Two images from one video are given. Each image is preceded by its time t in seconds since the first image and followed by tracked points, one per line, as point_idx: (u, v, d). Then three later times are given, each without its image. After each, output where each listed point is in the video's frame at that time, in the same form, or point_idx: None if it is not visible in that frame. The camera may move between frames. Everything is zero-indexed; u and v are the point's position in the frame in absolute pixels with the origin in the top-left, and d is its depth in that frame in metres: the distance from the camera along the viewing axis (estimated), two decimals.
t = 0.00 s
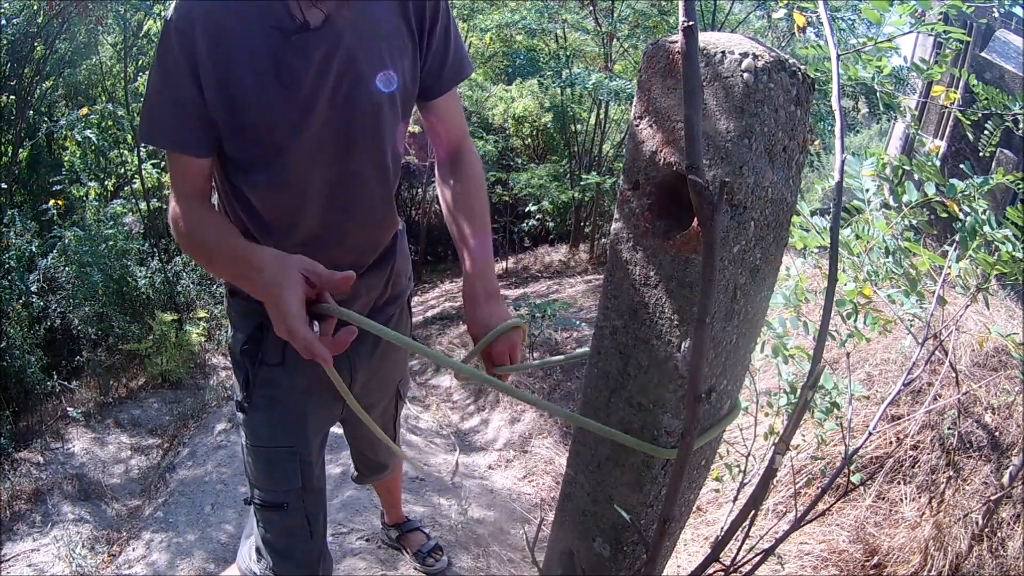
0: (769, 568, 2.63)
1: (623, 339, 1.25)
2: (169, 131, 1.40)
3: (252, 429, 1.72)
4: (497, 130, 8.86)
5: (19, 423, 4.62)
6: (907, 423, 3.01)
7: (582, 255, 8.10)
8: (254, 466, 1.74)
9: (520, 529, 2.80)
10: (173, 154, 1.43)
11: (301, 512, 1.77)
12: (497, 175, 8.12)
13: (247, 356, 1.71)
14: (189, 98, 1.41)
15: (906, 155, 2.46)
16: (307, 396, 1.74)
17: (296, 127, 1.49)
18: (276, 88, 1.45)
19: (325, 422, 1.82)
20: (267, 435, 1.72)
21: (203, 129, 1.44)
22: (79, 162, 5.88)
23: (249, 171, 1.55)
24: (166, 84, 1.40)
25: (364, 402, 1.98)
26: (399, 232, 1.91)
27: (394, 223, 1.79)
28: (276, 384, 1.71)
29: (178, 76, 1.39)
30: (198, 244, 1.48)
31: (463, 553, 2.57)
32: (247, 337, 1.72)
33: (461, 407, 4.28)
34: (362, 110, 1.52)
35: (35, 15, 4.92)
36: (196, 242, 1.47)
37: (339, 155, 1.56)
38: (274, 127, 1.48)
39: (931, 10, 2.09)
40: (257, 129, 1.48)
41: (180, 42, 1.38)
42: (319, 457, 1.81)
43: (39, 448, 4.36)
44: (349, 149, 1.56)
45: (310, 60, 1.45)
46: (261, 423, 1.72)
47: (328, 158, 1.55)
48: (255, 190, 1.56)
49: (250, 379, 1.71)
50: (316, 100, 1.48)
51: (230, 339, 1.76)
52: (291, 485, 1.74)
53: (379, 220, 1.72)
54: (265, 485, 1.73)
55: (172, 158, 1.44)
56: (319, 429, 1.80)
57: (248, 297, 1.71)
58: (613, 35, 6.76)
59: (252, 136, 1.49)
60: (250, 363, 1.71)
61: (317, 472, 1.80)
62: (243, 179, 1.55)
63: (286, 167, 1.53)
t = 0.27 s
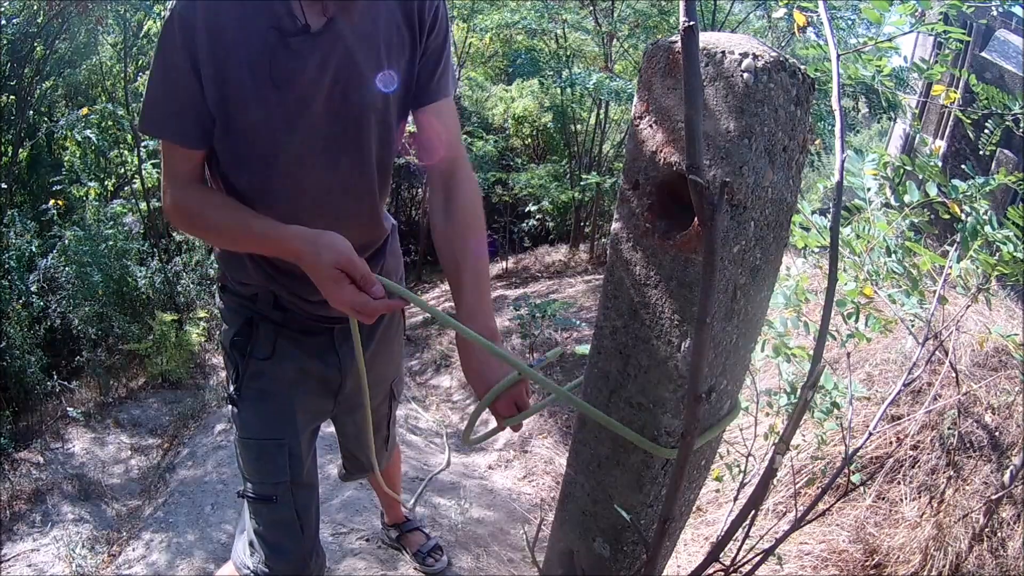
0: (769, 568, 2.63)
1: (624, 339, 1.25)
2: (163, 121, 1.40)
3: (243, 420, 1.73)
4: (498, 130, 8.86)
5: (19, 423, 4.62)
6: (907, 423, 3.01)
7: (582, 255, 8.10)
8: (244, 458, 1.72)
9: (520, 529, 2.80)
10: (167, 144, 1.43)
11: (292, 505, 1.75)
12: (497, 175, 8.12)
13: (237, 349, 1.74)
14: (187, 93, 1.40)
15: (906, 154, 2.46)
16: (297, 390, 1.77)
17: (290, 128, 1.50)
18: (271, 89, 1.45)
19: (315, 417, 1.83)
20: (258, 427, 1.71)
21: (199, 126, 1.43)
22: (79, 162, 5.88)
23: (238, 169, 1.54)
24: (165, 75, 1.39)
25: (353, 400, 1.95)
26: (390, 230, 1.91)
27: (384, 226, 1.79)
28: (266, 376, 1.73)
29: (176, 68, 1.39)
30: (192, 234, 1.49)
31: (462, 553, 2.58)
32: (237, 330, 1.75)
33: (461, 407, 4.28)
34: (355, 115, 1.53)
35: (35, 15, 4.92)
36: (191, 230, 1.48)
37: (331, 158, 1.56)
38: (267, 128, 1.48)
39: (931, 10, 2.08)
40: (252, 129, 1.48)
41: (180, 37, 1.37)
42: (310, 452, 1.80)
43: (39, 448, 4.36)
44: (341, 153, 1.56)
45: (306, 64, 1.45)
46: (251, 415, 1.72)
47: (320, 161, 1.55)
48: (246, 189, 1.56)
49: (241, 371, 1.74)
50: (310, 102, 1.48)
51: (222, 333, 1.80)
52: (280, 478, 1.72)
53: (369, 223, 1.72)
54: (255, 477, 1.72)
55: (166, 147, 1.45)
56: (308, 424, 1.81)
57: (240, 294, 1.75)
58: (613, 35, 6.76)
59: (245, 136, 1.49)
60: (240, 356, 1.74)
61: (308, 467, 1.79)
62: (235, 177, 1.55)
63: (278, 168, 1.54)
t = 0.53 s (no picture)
0: (769, 568, 2.63)
1: (623, 339, 1.25)
2: (165, 135, 1.35)
3: (248, 419, 1.73)
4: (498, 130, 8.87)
5: (19, 423, 4.62)
6: (907, 423, 3.02)
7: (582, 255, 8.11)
8: (250, 456, 1.73)
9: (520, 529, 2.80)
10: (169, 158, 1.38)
11: (297, 503, 1.76)
12: (497, 175, 8.13)
13: (242, 348, 1.72)
14: (187, 102, 1.34)
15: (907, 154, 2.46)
16: (303, 385, 1.76)
17: (292, 136, 1.46)
18: (273, 98, 1.41)
19: (319, 414, 1.82)
20: (263, 425, 1.71)
21: (199, 134, 1.38)
22: (79, 162, 5.87)
23: (241, 174, 1.51)
24: (163, 87, 1.33)
25: (358, 396, 1.98)
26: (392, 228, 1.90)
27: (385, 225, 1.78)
28: (271, 374, 1.73)
29: (175, 79, 1.32)
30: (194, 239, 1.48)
31: (463, 553, 2.58)
32: (241, 329, 1.74)
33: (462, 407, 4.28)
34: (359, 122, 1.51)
35: (35, 15, 4.92)
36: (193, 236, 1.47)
37: (334, 164, 1.54)
38: (269, 137, 1.45)
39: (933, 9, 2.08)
40: (253, 137, 1.44)
41: (178, 43, 1.30)
42: (315, 449, 1.81)
43: (39, 448, 4.36)
44: (344, 160, 1.55)
45: (309, 73, 1.41)
46: (256, 414, 1.72)
47: (323, 167, 1.53)
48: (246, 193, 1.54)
49: (247, 370, 1.73)
50: (314, 111, 1.45)
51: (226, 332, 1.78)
52: (286, 476, 1.73)
53: (370, 224, 1.72)
54: (261, 475, 1.72)
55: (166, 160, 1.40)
56: (312, 421, 1.80)
57: (244, 294, 1.74)
58: (613, 35, 6.76)
59: (246, 144, 1.45)
60: (245, 355, 1.72)
61: (313, 464, 1.80)
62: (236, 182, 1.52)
63: (280, 175, 1.51)
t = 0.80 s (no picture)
0: (769, 568, 2.63)
1: (623, 339, 1.25)
2: (162, 138, 1.37)
3: (251, 424, 1.71)
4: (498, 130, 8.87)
5: (19, 423, 4.61)
6: (907, 423, 3.02)
7: (582, 254, 8.11)
8: (254, 462, 1.72)
9: (521, 529, 2.80)
10: (167, 161, 1.40)
11: (302, 508, 1.76)
12: (497, 175, 8.13)
13: (246, 353, 1.72)
14: (185, 109, 1.37)
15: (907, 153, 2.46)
16: (307, 388, 1.75)
17: (292, 141, 1.46)
18: (271, 102, 1.41)
19: (323, 418, 1.81)
20: (267, 431, 1.70)
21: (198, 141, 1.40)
22: (79, 162, 5.87)
23: (242, 183, 1.51)
24: (160, 91, 1.35)
25: (362, 397, 2.00)
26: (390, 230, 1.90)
27: (389, 226, 1.78)
28: (275, 379, 1.72)
29: (172, 82, 1.35)
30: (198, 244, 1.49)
31: (463, 553, 2.57)
32: (245, 333, 1.73)
33: (462, 407, 4.29)
34: (359, 124, 1.51)
35: (35, 15, 4.93)
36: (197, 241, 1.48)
37: (336, 168, 1.54)
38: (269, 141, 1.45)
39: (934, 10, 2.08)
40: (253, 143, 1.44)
41: (174, 49, 1.33)
42: (318, 453, 1.80)
43: (38, 447, 4.36)
44: (345, 163, 1.54)
45: (306, 75, 1.41)
46: (260, 419, 1.70)
47: (325, 172, 1.53)
48: (249, 202, 1.54)
49: (250, 375, 1.72)
50: (312, 114, 1.45)
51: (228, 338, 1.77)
52: (291, 481, 1.72)
53: (372, 229, 1.71)
54: (265, 481, 1.71)
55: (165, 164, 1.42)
56: (316, 425, 1.79)
57: (246, 298, 1.73)
58: (613, 35, 6.76)
59: (245, 150, 1.45)
60: (249, 359, 1.72)
61: (317, 468, 1.80)
62: (238, 190, 1.52)
63: (282, 182, 1.50)
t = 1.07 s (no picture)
0: (769, 568, 2.63)
1: (623, 339, 1.25)
2: (157, 146, 1.37)
3: (254, 433, 1.71)
4: (498, 130, 8.87)
5: (19, 423, 4.61)
6: (907, 423, 3.02)
7: (582, 255, 8.12)
8: (258, 471, 1.71)
9: (521, 529, 2.80)
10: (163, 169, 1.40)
11: (307, 515, 1.75)
12: (497, 175, 8.14)
13: (247, 361, 1.72)
14: (178, 120, 1.37)
15: (907, 153, 2.46)
16: (309, 394, 1.75)
17: (287, 148, 1.45)
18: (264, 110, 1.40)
19: (326, 423, 1.81)
20: (270, 438, 1.70)
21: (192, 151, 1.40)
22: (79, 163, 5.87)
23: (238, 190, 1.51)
24: (152, 98, 1.35)
25: (364, 401, 2.00)
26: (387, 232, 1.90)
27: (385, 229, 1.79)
28: (277, 386, 1.72)
29: (166, 90, 1.34)
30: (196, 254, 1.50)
31: (463, 554, 2.57)
32: (246, 342, 1.73)
33: (462, 408, 4.29)
34: (353, 127, 1.51)
35: (35, 15, 4.93)
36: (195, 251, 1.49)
37: (332, 172, 1.54)
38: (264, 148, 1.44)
39: (935, 11, 2.08)
40: (248, 151, 1.43)
41: (162, 60, 1.32)
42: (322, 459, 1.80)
43: (38, 447, 4.36)
44: (341, 165, 1.54)
45: (298, 81, 1.40)
46: (263, 427, 1.70)
47: (321, 176, 1.53)
48: (247, 207, 1.54)
49: (252, 383, 1.72)
50: (306, 119, 1.44)
51: (229, 346, 1.78)
52: (296, 489, 1.72)
53: (368, 229, 1.72)
54: (269, 489, 1.71)
55: (161, 173, 1.42)
56: (319, 430, 1.79)
57: (246, 305, 1.74)
58: (613, 35, 6.76)
59: (240, 158, 1.44)
60: (251, 368, 1.72)
61: (320, 473, 1.79)
62: (235, 196, 1.52)
63: (279, 189, 1.50)
